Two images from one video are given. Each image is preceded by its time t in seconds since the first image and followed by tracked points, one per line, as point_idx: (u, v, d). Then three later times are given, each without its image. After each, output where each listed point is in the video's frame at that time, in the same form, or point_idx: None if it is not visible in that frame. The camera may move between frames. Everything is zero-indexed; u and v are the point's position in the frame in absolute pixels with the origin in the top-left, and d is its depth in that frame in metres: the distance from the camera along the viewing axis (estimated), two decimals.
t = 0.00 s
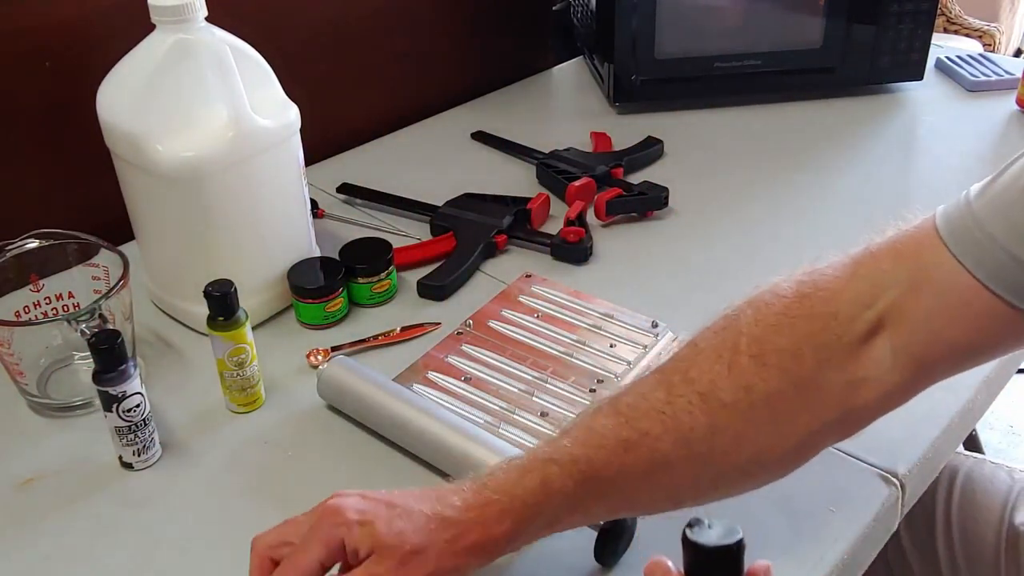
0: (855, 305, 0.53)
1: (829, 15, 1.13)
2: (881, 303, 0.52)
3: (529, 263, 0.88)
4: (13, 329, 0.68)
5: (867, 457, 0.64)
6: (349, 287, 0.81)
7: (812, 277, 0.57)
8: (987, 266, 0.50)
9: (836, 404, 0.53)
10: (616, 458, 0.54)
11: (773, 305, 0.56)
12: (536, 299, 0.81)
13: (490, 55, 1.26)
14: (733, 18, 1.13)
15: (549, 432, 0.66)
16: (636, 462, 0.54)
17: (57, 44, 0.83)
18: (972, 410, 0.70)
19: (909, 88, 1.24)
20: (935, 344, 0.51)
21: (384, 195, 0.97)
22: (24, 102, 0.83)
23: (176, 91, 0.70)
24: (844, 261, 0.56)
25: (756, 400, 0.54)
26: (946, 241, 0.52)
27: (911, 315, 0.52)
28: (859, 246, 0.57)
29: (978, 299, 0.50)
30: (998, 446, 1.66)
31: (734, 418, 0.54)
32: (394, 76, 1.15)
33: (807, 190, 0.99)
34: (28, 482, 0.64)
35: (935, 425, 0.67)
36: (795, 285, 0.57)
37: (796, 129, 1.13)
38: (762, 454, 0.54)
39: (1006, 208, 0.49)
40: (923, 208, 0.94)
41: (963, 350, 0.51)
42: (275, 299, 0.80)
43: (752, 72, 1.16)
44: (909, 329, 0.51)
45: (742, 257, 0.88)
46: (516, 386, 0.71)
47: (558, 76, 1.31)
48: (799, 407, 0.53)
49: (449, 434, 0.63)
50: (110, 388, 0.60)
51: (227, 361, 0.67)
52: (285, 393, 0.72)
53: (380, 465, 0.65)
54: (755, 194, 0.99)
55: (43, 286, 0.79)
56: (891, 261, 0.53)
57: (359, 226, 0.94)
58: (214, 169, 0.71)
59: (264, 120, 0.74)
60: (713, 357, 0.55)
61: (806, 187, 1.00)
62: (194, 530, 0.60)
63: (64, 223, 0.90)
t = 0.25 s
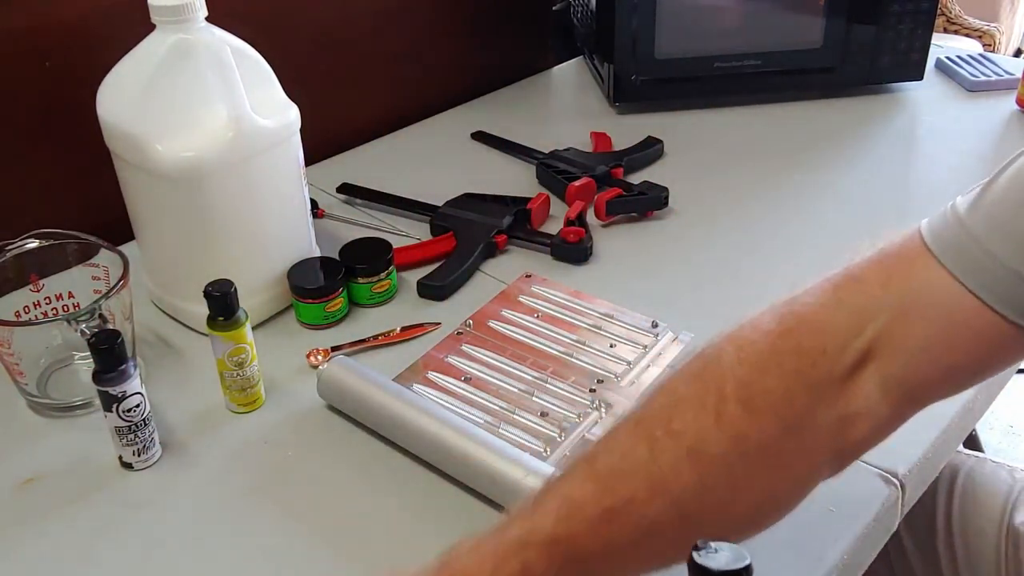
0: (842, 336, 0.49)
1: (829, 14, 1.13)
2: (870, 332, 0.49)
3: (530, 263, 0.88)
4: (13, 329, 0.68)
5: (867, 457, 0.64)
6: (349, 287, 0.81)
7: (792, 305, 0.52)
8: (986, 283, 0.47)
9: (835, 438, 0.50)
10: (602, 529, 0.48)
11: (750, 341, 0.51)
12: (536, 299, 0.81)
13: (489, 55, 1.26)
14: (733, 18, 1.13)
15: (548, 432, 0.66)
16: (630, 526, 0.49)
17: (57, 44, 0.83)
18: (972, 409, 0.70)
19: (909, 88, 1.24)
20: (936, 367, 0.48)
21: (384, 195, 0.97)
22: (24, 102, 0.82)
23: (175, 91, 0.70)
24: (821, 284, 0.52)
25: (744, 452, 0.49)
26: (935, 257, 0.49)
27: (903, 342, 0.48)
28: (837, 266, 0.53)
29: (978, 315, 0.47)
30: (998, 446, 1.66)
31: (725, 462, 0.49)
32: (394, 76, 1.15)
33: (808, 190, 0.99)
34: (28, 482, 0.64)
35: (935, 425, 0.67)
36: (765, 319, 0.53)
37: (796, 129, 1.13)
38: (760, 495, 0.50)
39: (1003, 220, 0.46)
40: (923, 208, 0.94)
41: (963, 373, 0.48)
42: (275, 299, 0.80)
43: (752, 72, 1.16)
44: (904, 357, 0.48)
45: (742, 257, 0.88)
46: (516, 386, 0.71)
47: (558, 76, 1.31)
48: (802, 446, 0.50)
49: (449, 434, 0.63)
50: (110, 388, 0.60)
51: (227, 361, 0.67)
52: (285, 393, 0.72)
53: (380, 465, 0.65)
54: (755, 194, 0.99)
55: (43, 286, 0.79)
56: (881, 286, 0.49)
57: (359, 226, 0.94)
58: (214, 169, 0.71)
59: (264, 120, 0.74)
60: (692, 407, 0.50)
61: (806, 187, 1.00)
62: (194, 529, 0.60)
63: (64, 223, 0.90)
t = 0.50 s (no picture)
0: (818, 340, 0.52)
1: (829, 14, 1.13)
2: (852, 336, 0.52)
3: (529, 263, 0.88)
4: (13, 329, 0.68)
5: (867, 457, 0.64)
6: (349, 287, 0.81)
7: (773, 310, 0.55)
8: (990, 273, 0.50)
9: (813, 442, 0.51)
10: (582, 516, 0.49)
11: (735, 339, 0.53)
12: (536, 299, 0.81)
13: (489, 55, 1.26)
14: (733, 18, 1.13)
15: (548, 432, 0.66)
16: (606, 519, 0.49)
17: (57, 44, 0.83)
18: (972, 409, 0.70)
19: (909, 88, 1.24)
20: (937, 371, 0.50)
21: (384, 196, 0.97)
22: (24, 102, 0.82)
23: (176, 91, 0.70)
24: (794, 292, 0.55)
25: (708, 450, 0.51)
26: (934, 251, 0.52)
27: (890, 342, 0.51)
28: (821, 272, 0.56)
29: (980, 309, 0.50)
30: (998, 446, 1.66)
31: (703, 461, 0.51)
32: (394, 76, 1.15)
33: (808, 190, 0.99)
34: (28, 482, 0.64)
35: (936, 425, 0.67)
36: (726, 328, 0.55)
37: (796, 129, 1.13)
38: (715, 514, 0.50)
39: (1001, 211, 0.50)
40: (923, 208, 0.94)
41: (940, 389, 0.51)
42: (274, 299, 0.80)
43: (752, 72, 1.16)
44: (889, 362, 0.51)
45: (742, 257, 0.88)
46: (516, 386, 0.71)
47: (558, 76, 1.31)
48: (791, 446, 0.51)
49: (449, 434, 0.63)
50: (110, 388, 0.60)
51: (227, 362, 0.67)
52: (285, 393, 0.72)
53: (380, 465, 0.65)
54: (755, 194, 0.99)
55: (43, 286, 0.79)
56: (864, 287, 0.52)
57: (359, 226, 0.94)
58: (214, 169, 0.71)
59: (264, 120, 0.74)
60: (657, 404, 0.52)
61: (806, 187, 1.00)
62: (194, 529, 0.60)
63: (64, 223, 0.90)
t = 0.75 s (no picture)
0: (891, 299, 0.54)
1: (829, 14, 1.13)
2: (916, 302, 0.54)
3: (530, 263, 0.88)
4: (13, 329, 0.68)
5: (867, 457, 0.64)
6: (349, 287, 0.81)
7: (852, 280, 0.57)
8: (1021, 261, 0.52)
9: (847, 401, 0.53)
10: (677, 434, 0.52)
11: (862, 291, 0.56)
12: (536, 299, 0.81)
13: (489, 55, 1.26)
14: (733, 18, 1.13)
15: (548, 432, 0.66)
16: (676, 454, 0.52)
17: (57, 44, 0.82)
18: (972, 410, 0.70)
19: (909, 88, 1.24)
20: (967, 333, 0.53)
21: (384, 196, 0.97)
22: (24, 102, 0.82)
23: (176, 91, 0.70)
24: (884, 264, 0.58)
25: (764, 388, 0.53)
26: (982, 246, 0.54)
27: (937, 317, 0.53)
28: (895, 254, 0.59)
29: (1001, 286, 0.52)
30: (998, 446, 1.66)
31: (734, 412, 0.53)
32: (394, 76, 1.15)
33: (808, 190, 0.99)
34: (28, 482, 0.64)
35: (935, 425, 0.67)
36: (838, 282, 0.56)
37: (795, 129, 1.13)
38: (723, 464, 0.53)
39: None
40: (923, 208, 0.94)
41: (956, 372, 0.54)
42: (274, 299, 0.80)
43: (752, 72, 1.16)
44: (946, 323, 0.53)
45: (741, 257, 0.88)
46: (516, 386, 0.71)
47: (557, 76, 1.31)
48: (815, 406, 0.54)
49: (449, 434, 0.63)
50: (110, 388, 0.60)
51: (227, 361, 0.67)
52: (284, 393, 0.72)
53: (379, 465, 0.65)
54: (755, 194, 0.99)
55: (43, 286, 0.79)
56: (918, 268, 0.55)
57: (359, 226, 0.94)
58: (214, 168, 0.71)
59: (264, 120, 0.73)
60: (771, 337, 0.54)
61: (806, 187, 1.00)
62: (193, 529, 0.60)
63: (64, 224, 0.90)
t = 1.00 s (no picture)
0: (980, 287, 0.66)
1: (829, 14, 1.13)
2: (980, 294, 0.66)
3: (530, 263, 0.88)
4: (13, 329, 0.68)
5: (867, 457, 0.64)
6: (349, 287, 0.81)
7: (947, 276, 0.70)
8: None
9: (872, 360, 0.67)
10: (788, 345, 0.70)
11: (958, 295, 0.66)
12: (536, 299, 0.81)
13: (489, 55, 1.26)
14: (733, 18, 1.13)
15: (548, 432, 0.66)
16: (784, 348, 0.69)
17: (57, 44, 0.82)
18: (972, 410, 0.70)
19: (909, 88, 1.24)
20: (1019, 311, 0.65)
21: (384, 196, 0.97)
22: (24, 103, 0.82)
23: (176, 90, 0.70)
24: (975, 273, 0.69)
25: (863, 323, 0.67)
26: None
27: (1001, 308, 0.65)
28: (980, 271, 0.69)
29: None
30: (999, 446, 1.65)
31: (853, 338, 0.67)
32: (394, 76, 1.15)
33: (807, 190, 0.99)
34: (28, 482, 0.64)
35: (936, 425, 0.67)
36: (926, 286, 0.68)
37: (795, 129, 1.13)
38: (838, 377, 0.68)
39: None
40: (923, 208, 0.94)
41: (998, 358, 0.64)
42: (274, 299, 0.80)
43: (752, 72, 1.16)
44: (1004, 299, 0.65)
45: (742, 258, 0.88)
46: (516, 386, 0.71)
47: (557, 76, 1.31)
48: (862, 347, 0.67)
49: (448, 433, 0.63)
50: (110, 388, 0.60)
51: (227, 361, 0.67)
52: (284, 393, 0.72)
53: (379, 465, 0.65)
54: (755, 194, 0.99)
55: (43, 286, 0.79)
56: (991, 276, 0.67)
57: (359, 226, 0.94)
58: (214, 168, 0.71)
59: (264, 120, 0.73)
60: (896, 294, 0.68)
61: (806, 186, 1.00)
62: (194, 528, 0.60)
63: (64, 224, 0.90)
